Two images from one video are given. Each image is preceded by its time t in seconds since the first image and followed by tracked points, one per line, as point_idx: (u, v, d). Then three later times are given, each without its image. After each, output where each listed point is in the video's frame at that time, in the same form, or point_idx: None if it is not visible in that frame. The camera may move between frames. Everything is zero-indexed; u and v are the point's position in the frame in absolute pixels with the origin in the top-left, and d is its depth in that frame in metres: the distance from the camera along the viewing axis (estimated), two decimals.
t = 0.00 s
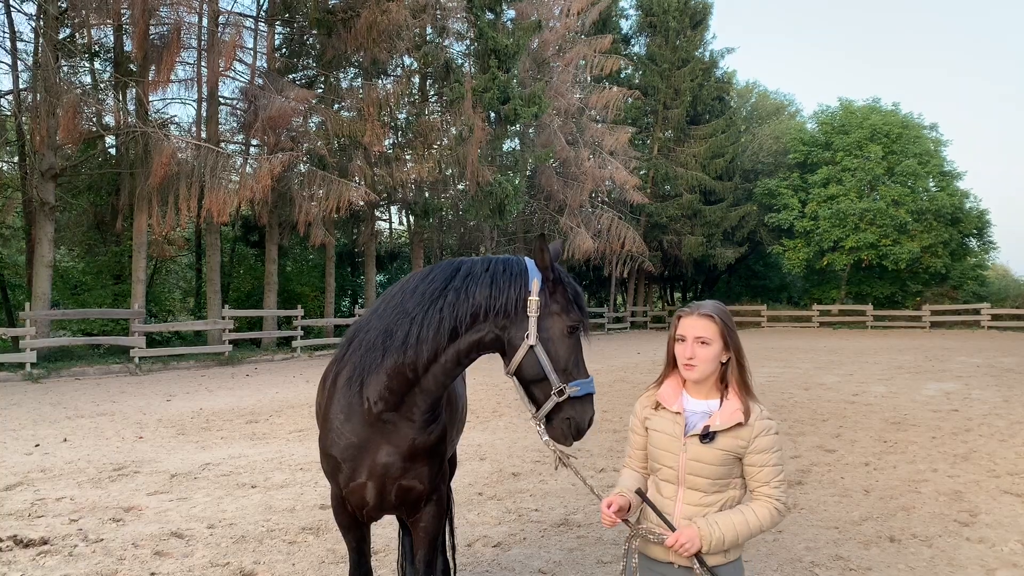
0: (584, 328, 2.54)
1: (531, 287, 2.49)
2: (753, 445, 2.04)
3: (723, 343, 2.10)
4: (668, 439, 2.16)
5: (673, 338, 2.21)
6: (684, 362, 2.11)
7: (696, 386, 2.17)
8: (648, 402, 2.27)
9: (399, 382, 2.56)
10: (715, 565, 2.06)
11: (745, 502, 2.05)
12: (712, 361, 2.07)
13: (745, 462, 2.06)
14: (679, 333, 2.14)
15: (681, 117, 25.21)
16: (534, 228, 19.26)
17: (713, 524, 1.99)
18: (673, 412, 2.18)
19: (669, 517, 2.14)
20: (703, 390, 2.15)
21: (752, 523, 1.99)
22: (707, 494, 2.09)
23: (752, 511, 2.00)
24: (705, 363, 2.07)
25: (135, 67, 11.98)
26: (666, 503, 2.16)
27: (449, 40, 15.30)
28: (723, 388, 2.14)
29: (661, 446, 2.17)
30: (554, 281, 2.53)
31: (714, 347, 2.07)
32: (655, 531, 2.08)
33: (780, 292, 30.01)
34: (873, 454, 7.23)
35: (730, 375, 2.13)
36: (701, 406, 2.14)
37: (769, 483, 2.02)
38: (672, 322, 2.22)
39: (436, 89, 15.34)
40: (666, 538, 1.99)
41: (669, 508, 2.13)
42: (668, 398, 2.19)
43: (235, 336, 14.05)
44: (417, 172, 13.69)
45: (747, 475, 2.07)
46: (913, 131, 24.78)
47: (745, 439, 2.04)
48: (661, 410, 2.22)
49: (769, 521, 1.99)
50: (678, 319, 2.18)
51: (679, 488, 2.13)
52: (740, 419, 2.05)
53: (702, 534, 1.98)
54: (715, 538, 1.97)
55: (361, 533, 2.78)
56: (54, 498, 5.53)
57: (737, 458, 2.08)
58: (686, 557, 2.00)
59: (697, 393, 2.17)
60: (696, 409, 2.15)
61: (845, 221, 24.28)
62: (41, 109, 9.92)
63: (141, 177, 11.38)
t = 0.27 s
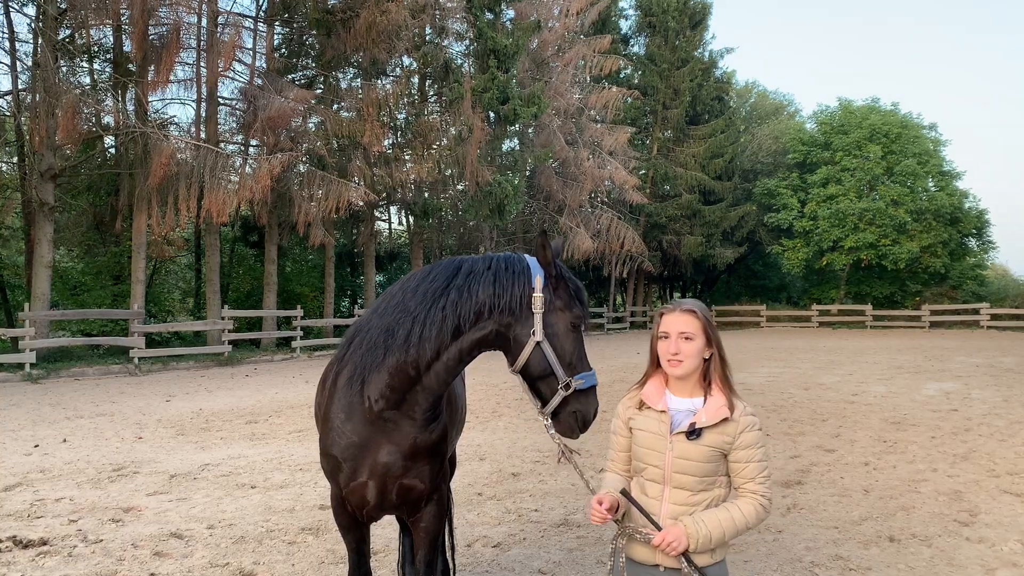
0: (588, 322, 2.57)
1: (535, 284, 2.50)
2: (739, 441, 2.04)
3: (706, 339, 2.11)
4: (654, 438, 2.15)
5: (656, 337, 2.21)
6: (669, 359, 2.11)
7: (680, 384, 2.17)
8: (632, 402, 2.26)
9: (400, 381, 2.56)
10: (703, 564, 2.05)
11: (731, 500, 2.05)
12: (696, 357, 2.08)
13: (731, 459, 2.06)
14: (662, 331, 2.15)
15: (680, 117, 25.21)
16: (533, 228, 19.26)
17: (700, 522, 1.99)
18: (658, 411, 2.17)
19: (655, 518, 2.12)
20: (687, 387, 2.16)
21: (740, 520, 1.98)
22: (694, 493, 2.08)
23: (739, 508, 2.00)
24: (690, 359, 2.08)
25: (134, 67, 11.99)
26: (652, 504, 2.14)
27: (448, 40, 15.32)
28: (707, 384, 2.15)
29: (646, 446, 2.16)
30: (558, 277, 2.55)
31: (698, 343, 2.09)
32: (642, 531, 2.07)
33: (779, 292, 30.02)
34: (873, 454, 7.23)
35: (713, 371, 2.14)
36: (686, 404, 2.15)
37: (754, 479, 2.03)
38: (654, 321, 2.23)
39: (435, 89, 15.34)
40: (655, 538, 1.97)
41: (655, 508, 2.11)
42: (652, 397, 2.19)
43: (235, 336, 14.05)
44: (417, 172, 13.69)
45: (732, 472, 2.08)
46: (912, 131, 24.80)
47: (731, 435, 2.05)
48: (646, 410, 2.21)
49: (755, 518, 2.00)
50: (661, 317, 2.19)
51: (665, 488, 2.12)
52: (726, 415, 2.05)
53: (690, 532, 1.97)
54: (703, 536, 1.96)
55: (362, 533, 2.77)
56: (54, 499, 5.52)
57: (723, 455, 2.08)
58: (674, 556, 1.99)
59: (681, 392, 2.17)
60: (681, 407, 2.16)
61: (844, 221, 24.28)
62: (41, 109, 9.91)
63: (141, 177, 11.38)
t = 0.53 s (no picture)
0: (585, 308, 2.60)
1: (535, 276, 2.51)
2: (717, 437, 2.04)
3: (683, 336, 2.13)
4: (633, 435, 2.14)
5: (633, 335, 2.22)
6: (647, 356, 2.12)
7: (658, 383, 2.18)
8: (611, 401, 2.25)
9: (400, 379, 2.55)
10: (680, 564, 2.02)
11: (709, 498, 2.04)
12: (674, 354, 2.10)
13: (709, 456, 2.05)
14: (639, 329, 2.16)
15: (679, 117, 25.22)
16: (532, 228, 19.27)
17: (677, 517, 1.97)
18: (637, 410, 2.17)
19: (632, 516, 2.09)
20: (665, 385, 2.17)
21: (716, 517, 1.97)
22: (672, 490, 2.06)
23: (716, 505, 1.99)
24: (668, 355, 2.09)
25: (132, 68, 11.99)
26: (629, 502, 2.12)
27: (447, 40, 15.33)
28: (685, 383, 2.17)
29: (624, 442, 2.15)
30: (556, 267, 2.57)
31: (675, 340, 2.11)
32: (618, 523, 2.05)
33: (778, 291, 30.04)
34: (872, 453, 7.23)
35: (689, 369, 2.15)
36: (664, 403, 2.15)
37: (731, 477, 2.02)
38: (632, 320, 2.24)
39: (434, 89, 15.34)
40: (630, 531, 1.95)
41: (631, 505, 2.09)
42: (630, 396, 2.19)
43: (233, 336, 14.04)
44: (415, 172, 13.66)
45: (710, 470, 2.07)
46: (911, 130, 24.83)
47: (709, 432, 2.04)
48: (625, 408, 2.20)
49: (732, 516, 1.98)
50: (639, 316, 2.21)
51: (642, 485, 2.09)
52: (703, 411, 2.06)
53: (666, 526, 1.96)
54: (680, 531, 1.95)
55: (362, 532, 2.77)
56: (52, 499, 5.52)
57: (701, 453, 2.07)
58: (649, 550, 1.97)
59: (659, 390, 2.18)
60: (659, 406, 2.16)
61: (842, 220, 24.29)
62: (39, 109, 9.90)
63: (139, 177, 11.38)
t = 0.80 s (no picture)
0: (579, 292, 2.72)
1: (533, 263, 2.59)
2: (693, 431, 2.03)
3: (662, 332, 2.13)
4: (612, 428, 2.15)
5: (614, 331, 2.23)
6: (627, 351, 2.12)
7: (638, 377, 2.18)
8: (592, 395, 2.26)
9: (401, 375, 2.55)
10: (654, 557, 2.02)
11: (685, 491, 2.03)
12: (653, 349, 2.10)
13: (685, 450, 2.05)
14: (619, 324, 2.17)
15: (678, 116, 25.21)
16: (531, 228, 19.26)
17: (650, 508, 1.98)
18: (617, 404, 2.18)
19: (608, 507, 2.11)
20: (645, 380, 2.17)
21: (690, 509, 1.97)
22: (648, 483, 2.06)
23: (691, 498, 1.99)
24: (646, 350, 2.09)
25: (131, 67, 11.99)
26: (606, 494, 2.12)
27: (445, 40, 15.33)
28: (666, 378, 2.15)
29: (604, 436, 2.16)
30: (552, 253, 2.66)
31: (654, 335, 2.11)
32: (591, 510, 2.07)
33: (777, 290, 30.05)
34: (870, 452, 7.24)
35: (669, 364, 2.15)
36: (644, 398, 2.15)
37: (707, 470, 2.01)
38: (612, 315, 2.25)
39: (432, 89, 15.34)
40: (601, 518, 1.97)
41: (608, 497, 2.10)
42: (611, 390, 2.19)
43: (232, 336, 14.04)
44: (414, 171, 13.64)
45: (687, 464, 2.06)
46: (909, 129, 24.85)
47: (685, 425, 2.04)
48: (605, 403, 2.21)
49: (707, 508, 1.98)
50: (619, 311, 2.21)
51: (619, 478, 2.10)
52: (679, 404, 2.06)
53: (638, 516, 1.97)
54: (651, 521, 1.96)
55: (363, 532, 2.77)
56: (51, 499, 5.52)
57: (678, 447, 2.07)
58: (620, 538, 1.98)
59: (639, 385, 2.18)
60: (639, 401, 2.16)
61: (841, 219, 24.29)
62: (37, 108, 9.90)
63: (138, 176, 11.37)
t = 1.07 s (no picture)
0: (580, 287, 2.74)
1: (535, 259, 2.60)
2: (678, 425, 2.02)
3: (644, 326, 2.12)
4: (601, 426, 2.15)
5: (598, 329, 2.23)
6: (608, 349, 2.14)
7: (625, 373, 2.18)
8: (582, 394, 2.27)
9: (402, 372, 2.55)
10: (647, 553, 2.03)
11: (674, 486, 2.03)
12: (635, 344, 2.10)
13: (672, 444, 2.04)
14: (602, 323, 2.17)
15: (677, 115, 25.19)
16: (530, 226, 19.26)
17: (638, 506, 1.99)
18: (605, 402, 2.18)
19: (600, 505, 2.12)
20: (631, 376, 2.17)
21: (677, 504, 1.97)
22: (638, 480, 2.06)
23: (679, 493, 1.98)
24: (627, 347, 2.09)
25: (129, 66, 11.99)
26: (598, 492, 2.13)
27: (444, 39, 15.32)
28: (652, 373, 2.16)
29: (593, 434, 2.17)
30: (553, 248, 2.68)
31: (636, 331, 2.10)
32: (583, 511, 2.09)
33: (776, 289, 30.07)
34: (869, 451, 7.24)
35: (654, 359, 2.14)
36: (631, 393, 2.15)
37: (695, 464, 2.00)
38: (597, 314, 2.25)
39: (431, 88, 15.33)
40: (591, 518, 1.99)
41: (599, 495, 2.11)
42: (599, 388, 2.20)
43: (231, 335, 14.04)
44: (413, 170, 13.63)
45: (676, 458, 2.05)
46: (908, 128, 24.87)
47: (670, 420, 2.03)
48: (594, 401, 2.22)
49: (696, 503, 1.97)
50: (602, 309, 2.21)
51: (610, 476, 2.11)
52: (663, 398, 2.05)
53: (626, 514, 1.97)
54: (640, 518, 1.96)
55: (364, 531, 2.77)
56: (50, 498, 5.52)
57: (666, 441, 2.06)
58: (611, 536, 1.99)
59: (627, 382, 2.18)
60: (626, 397, 2.16)
61: (840, 218, 24.30)
62: (36, 108, 9.89)
63: (137, 175, 11.37)
